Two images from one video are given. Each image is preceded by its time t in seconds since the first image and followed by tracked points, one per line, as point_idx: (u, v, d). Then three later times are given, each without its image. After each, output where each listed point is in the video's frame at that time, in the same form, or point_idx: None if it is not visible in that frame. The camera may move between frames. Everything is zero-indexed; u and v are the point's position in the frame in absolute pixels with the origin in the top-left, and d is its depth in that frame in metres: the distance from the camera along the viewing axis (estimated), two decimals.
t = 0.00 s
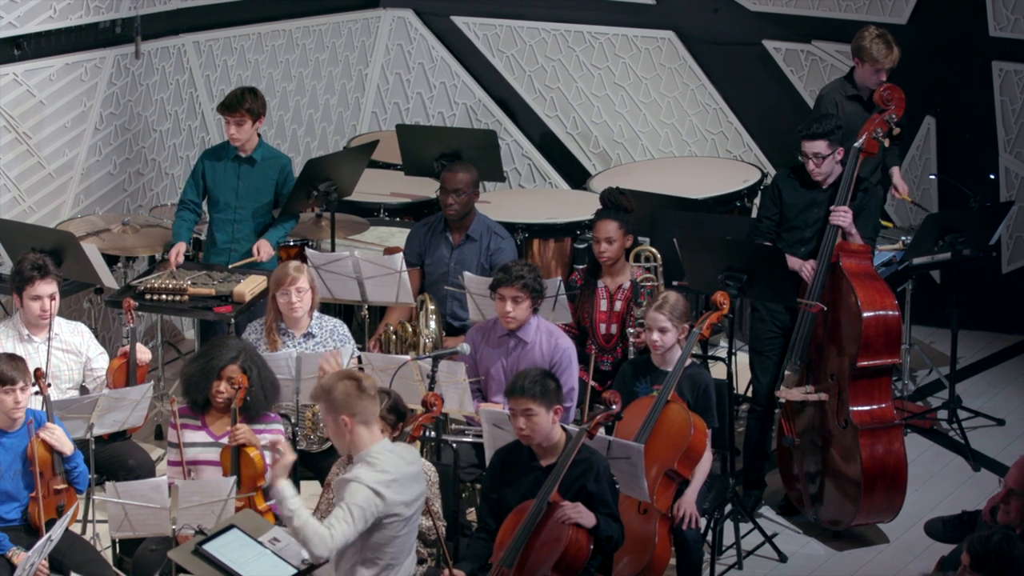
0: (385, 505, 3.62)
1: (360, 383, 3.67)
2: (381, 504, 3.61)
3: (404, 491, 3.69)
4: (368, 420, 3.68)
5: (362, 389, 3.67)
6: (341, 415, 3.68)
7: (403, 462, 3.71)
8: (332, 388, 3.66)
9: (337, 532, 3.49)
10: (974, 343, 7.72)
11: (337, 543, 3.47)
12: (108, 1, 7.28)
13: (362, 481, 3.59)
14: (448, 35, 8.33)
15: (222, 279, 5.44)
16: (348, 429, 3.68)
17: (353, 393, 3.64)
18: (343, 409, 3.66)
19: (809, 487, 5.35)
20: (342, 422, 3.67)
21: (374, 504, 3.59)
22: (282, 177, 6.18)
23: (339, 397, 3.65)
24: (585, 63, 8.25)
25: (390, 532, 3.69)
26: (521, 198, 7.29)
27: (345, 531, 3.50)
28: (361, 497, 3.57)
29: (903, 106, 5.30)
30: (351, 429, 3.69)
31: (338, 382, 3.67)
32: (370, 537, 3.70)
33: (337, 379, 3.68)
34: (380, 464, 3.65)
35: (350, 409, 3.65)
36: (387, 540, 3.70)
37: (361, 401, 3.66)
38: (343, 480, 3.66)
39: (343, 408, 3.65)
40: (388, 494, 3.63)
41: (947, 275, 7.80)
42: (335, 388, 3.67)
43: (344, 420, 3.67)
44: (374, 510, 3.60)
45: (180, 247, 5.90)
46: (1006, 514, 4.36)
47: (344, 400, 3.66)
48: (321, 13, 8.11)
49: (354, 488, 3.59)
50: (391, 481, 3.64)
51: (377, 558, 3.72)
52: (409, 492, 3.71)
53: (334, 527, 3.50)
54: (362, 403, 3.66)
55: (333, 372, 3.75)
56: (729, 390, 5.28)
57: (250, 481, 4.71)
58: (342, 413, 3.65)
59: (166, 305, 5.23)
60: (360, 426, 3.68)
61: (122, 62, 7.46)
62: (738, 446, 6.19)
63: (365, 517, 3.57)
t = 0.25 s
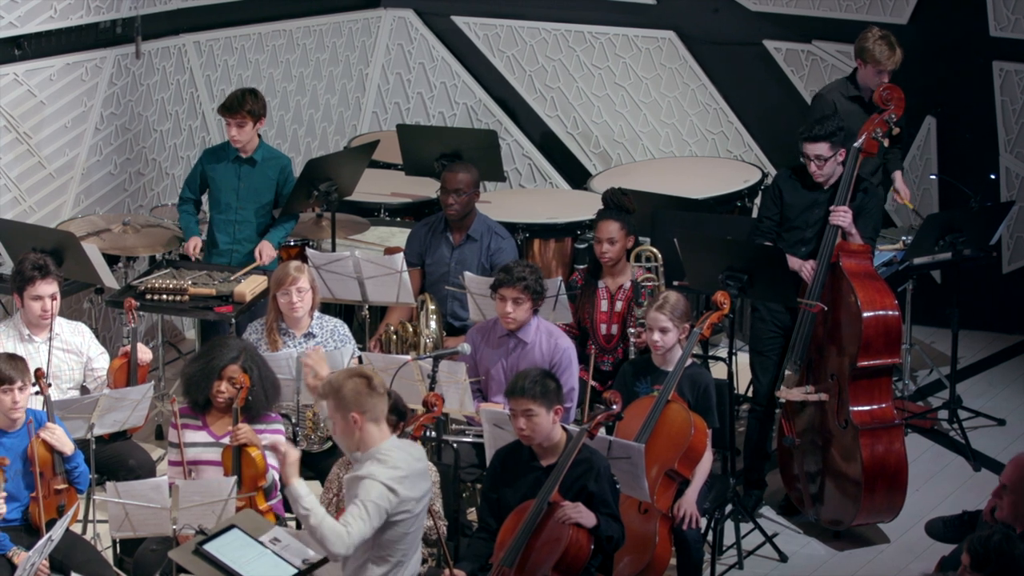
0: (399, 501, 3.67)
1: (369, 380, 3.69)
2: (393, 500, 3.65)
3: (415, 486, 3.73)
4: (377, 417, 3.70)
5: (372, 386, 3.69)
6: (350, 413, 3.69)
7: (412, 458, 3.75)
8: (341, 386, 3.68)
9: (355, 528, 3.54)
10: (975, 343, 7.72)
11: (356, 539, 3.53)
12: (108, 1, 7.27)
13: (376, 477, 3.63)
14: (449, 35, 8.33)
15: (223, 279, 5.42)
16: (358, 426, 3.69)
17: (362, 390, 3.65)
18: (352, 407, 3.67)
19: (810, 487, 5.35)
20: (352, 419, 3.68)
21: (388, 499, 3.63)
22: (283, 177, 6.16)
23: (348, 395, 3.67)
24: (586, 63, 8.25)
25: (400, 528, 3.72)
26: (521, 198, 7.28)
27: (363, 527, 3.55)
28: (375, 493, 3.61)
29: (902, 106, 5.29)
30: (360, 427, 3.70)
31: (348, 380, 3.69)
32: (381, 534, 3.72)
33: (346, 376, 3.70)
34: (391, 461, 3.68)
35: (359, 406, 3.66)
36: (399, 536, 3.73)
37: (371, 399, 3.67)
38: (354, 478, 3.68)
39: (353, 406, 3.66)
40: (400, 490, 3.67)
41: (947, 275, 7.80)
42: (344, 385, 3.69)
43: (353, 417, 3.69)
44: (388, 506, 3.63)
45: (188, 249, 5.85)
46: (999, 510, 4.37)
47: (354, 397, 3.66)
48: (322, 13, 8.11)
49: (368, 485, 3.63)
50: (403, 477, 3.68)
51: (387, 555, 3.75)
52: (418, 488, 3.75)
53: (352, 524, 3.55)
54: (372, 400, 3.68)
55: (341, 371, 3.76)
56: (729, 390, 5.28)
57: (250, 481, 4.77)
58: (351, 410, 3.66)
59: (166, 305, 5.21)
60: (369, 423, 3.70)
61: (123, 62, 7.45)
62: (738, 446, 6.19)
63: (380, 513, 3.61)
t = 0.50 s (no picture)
0: (411, 498, 3.70)
1: (375, 380, 3.74)
2: (406, 498, 3.69)
3: (425, 483, 3.76)
4: (384, 416, 3.74)
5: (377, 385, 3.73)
6: (355, 413, 3.73)
7: (418, 455, 3.77)
8: (347, 386, 3.72)
9: (375, 530, 3.59)
10: (976, 343, 7.72)
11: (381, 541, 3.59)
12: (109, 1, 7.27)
13: (387, 477, 3.66)
14: (449, 36, 8.33)
15: (224, 278, 5.40)
16: (365, 426, 3.73)
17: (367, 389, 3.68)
18: (359, 406, 3.70)
19: (810, 487, 5.34)
20: (359, 418, 3.72)
21: (401, 498, 3.67)
22: (284, 177, 6.14)
23: (354, 395, 3.71)
24: (586, 63, 8.25)
25: (411, 526, 3.76)
26: (521, 198, 7.28)
27: (384, 529, 3.61)
28: (388, 492, 3.64)
29: (903, 106, 5.27)
30: (367, 426, 3.73)
31: (354, 380, 3.72)
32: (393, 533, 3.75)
33: (352, 377, 3.74)
34: (399, 459, 3.71)
35: (367, 406, 3.70)
36: (409, 534, 3.77)
37: (377, 398, 3.71)
38: (364, 478, 3.71)
39: (360, 405, 3.70)
40: (412, 488, 3.70)
41: (948, 275, 7.80)
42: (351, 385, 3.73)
43: (360, 416, 3.72)
44: (402, 504, 3.67)
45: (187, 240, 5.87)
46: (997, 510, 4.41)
47: (360, 397, 3.70)
48: (323, 13, 8.11)
49: (380, 485, 3.65)
50: (413, 475, 3.71)
51: (398, 553, 3.78)
52: (427, 485, 3.79)
53: (371, 526, 3.60)
54: (378, 398, 3.72)
55: (345, 371, 3.80)
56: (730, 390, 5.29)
57: (251, 481, 4.87)
58: (359, 410, 3.70)
59: (166, 305, 5.20)
60: (376, 422, 3.73)
61: (123, 62, 7.45)
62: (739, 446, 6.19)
63: (395, 511, 3.64)
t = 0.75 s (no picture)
0: (420, 499, 3.71)
1: (384, 379, 3.79)
2: (414, 498, 3.69)
3: (432, 483, 3.76)
4: (392, 415, 3.78)
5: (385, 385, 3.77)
6: (363, 413, 3.75)
7: (425, 453, 3.78)
8: (356, 386, 3.76)
9: (387, 536, 3.63)
10: (978, 343, 7.72)
11: (397, 548, 3.64)
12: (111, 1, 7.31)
13: (394, 479, 3.67)
14: (451, 36, 8.32)
15: (226, 278, 5.40)
16: (373, 425, 3.76)
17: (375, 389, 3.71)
18: (368, 405, 3.73)
19: (812, 488, 5.34)
20: (368, 418, 3.74)
21: (409, 500, 3.68)
22: (286, 177, 6.13)
23: (364, 394, 3.75)
24: (588, 63, 8.25)
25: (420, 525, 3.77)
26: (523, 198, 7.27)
27: (395, 535, 3.64)
28: (396, 493, 3.65)
29: (906, 106, 5.30)
30: (375, 425, 3.76)
31: (362, 380, 3.76)
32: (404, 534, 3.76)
33: (360, 378, 3.77)
34: (405, 459, 3.72)
35: (375, 406, 3.73)
36: (419, 533, 3.78)
37: (386, 397, 3.75)
38: (372, 480, 3.72)
39: (369, 405, 3.73)
40: (420, 488, 3.71)
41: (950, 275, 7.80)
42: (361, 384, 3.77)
43: (367, 416, 3.75)
44: (410, 505, 3.68)
45: (189, 240, 5.88)
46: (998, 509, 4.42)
47: (370, 396, 3.74)
48: (324, 13, 8.09)
49: (388, 487, 3.67)
50: (420, 475, 3.72)
51: (409, 553, 3.79)
52: (434, 484, 3.79)
53: (384, 532, 3.63)
54: (386, 398, 3.75)
55: (355, 370, 3.84)
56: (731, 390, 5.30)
57: (253, 481, 4.93)
58: (367, 410, 3.73)
59: (169, 305, 5.20)
60: (384, 422, 3.76)
61: (125, 63, 7.48)
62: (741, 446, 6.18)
63: (404, 513, 3.65)
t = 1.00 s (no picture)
0: (429, 498, 3.72)
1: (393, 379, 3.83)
2: (423, 497, 3.71)
3: (440, 482, 3.78)
4: (400, 414, 3.80)
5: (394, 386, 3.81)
6: (371, 413, 3.78)
7: (432, 452, 3.80)
8: (365, 386, 3.79)
9: (399, 540, 3.66)
10: (982, 343, 7.72)
11: (409, 550, 3.67)
12: None
13: (402, 480, 3.70)
14: (455, 35, 8.33)
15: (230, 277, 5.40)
16: (380, 424, 3.79)
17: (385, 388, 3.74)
18: (377, 405, 3.76)
19: (816, 488, 5.33)
20: (377, 417, 3.77)
21: (418, 499, 3.70)
22: (289, 176, 6.10)
23: (373, 393, 3.78)
24: (592, 63, 8.25)
25: (431, 524, 3.77)
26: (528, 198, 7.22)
27: (407, 537, 3.67)
28: (405, 495, 3.68)
29: (911, 106, 5.30)
30: (383, 426, 3.79)
31: (371, 381, 3.80)
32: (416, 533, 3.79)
33: (368, 379, 3.81)
34: (412, 459, 3.75)
35: (384, 404, 3.76)
36: (431, 531, 3.80)
37: (394, 397, 3.78)
38: (380, 481, 3.75)
39: (377, 405, 3.76)
40: (429, 488, 3.73)
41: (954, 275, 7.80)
42: (370, 384, 3.80)
43: (376, 416, 3.79)
44: (420, 504, 3.70)
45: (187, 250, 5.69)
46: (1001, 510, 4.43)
47: (379, 396, 3.77)
48: (328, 13, 8.13)
49: (397, 489, 3.70)
50: (428, 474, 3.74)
51: (421, 552, 3.79)
52: (442, 482, 3.81)
53: (396, 534, 3.66)
54: (395, 398, 3.79)
55: (363, 370, 3.88)
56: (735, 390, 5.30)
57: (258, 480, 5.00)
58: (375, 409, 3.76)
59: (173, 305, 5.21)
60: (391, 422, 3.79)
61: (129, 62, 7.45)
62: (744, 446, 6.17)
63: (413, 514, 3.68)
